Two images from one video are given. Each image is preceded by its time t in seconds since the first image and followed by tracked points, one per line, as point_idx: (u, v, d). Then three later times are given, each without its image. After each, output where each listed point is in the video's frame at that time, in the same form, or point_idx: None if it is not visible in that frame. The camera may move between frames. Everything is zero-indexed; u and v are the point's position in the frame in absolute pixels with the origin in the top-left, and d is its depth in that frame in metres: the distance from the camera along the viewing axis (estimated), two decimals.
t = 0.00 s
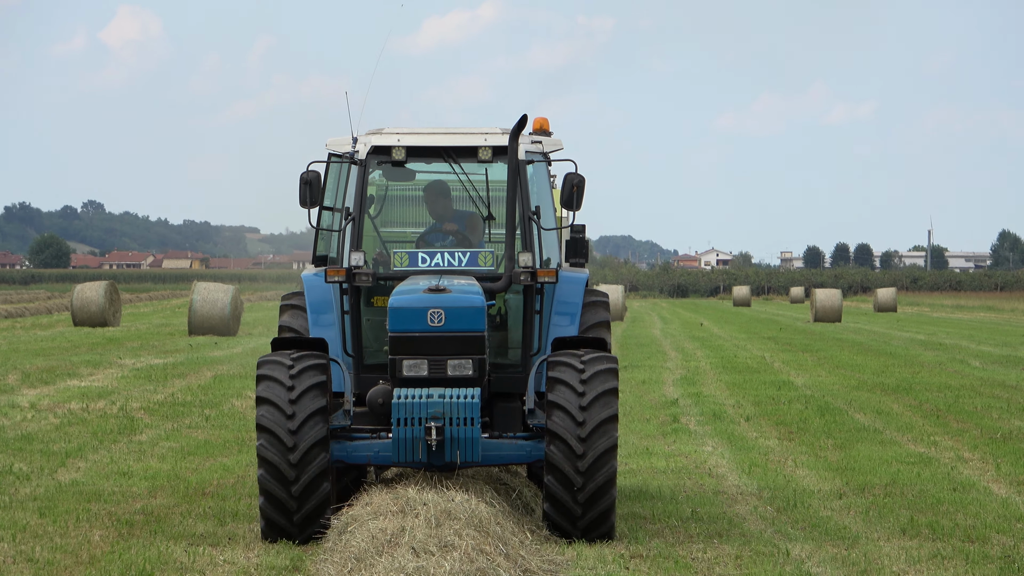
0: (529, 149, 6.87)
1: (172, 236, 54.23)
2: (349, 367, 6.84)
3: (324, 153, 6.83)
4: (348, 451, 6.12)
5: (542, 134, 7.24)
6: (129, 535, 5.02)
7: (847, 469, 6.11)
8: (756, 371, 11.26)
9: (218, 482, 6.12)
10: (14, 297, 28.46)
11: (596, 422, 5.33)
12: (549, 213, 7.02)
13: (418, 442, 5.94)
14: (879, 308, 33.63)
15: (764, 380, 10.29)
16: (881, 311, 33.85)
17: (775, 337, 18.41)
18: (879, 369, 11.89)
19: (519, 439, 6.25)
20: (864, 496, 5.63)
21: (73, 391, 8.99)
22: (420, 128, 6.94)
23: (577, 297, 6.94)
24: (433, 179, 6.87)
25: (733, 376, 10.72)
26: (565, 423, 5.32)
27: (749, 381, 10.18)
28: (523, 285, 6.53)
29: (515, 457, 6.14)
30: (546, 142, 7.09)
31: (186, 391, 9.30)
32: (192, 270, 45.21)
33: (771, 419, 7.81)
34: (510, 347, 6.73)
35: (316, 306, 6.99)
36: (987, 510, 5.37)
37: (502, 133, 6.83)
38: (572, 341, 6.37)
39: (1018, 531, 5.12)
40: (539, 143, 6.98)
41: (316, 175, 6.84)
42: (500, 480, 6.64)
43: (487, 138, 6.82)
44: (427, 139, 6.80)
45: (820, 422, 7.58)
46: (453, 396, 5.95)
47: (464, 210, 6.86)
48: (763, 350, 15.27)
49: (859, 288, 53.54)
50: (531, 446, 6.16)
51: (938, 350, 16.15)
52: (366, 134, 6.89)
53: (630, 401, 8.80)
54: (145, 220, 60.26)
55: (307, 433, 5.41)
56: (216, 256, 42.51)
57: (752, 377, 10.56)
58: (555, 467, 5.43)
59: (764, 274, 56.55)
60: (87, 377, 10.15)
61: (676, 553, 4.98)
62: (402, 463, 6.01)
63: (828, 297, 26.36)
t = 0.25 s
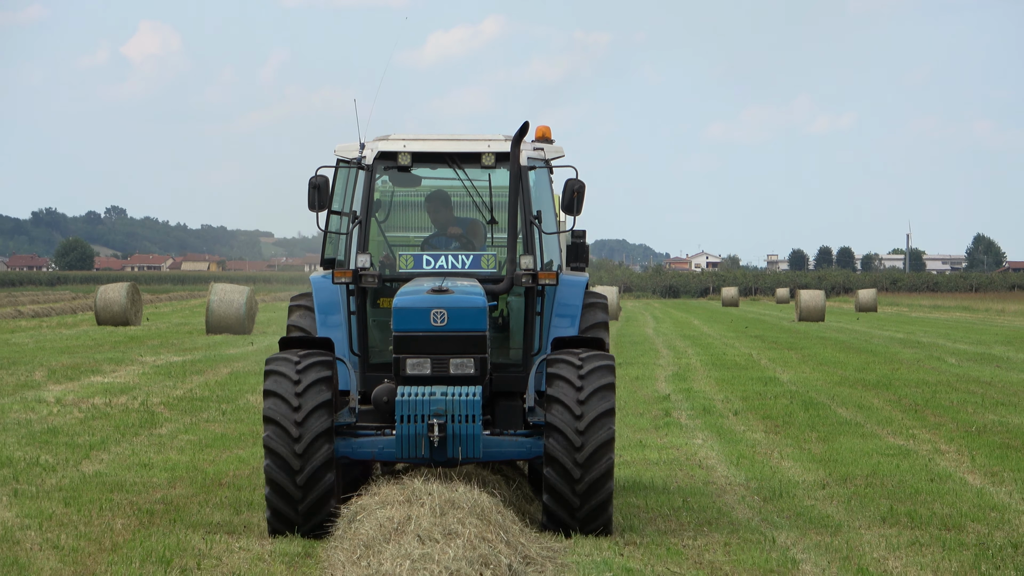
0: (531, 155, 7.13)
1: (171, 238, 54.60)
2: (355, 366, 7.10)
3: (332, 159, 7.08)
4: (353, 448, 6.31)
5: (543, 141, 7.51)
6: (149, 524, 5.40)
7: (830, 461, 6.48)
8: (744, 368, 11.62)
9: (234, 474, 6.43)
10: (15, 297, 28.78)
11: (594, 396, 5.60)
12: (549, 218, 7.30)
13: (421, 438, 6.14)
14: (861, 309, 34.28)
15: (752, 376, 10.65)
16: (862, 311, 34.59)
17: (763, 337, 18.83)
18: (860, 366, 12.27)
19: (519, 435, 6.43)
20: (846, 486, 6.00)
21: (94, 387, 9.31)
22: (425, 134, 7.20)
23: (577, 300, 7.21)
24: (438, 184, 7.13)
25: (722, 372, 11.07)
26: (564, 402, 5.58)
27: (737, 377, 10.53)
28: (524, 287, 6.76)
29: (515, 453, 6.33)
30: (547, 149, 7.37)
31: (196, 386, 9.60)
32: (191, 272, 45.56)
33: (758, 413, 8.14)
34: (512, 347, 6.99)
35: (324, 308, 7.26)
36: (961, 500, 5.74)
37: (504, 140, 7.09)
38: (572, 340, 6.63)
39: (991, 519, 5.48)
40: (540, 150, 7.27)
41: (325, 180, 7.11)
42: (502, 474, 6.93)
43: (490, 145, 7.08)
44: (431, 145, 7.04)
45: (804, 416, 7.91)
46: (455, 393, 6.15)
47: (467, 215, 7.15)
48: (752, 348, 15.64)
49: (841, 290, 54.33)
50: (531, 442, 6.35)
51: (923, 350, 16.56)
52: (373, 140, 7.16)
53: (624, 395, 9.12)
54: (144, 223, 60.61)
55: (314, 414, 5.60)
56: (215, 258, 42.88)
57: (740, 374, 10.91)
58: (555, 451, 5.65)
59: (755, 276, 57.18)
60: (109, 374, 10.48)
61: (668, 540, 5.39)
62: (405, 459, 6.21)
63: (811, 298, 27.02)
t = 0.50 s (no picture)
0: (530, 160, 7.38)
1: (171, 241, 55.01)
2: (358, 366, 7.32)
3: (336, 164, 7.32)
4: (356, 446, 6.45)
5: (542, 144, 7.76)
6: (165, 514, 5.72)
7: (816, 454, 6.79)
8: (735, 365, 11.94)
9: (247, 466, 6.72)
10: (20, 300, 29.17)
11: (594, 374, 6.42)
12: (548, 221, 7.54)
13: (422, 437, 6.29)
14: (845, 309, 34.82)
15: (742, 373, 10.97)
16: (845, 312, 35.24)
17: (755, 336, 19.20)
18: (844, 362, 12.62)
19: (519, 435, 6.57)
20: (831, 477, 6.31)
21: (114, 382, 9.63)
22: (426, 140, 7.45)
23: (574, 300, 7.45)
24: (440, 188, 7.35)
25: (713, 369, 11.40)
26: (564, 383, 5.82)
27: (728, 374, 10.85)
28: (523, 289, 6.98)
29: (515, 452, 6.48)
30: (545, 153, 7.60)
31: (205, 382, 9.89)
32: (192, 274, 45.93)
33: (747, 407, 8.45)
34: (511, 347, 7.23)
35: (328, 308, 7.48)
36: (941, 491, 6.04)
37: (503, 145, 7.35)
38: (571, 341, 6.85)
39: (969, 510, 5.78)
40: (538, 154, 7.51)
41: (328, 184, 7.34)
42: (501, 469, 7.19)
43: (489, 150, 7.34)
44: (432, 150, 7.28)
45: (791, 411, 8.22)
46: (456, 393, 6.30)
47: (468, 218, 7.38)
48: (743, 347, 15.97)
49: (827, 291, 54.98)
50: (530, 441, 6.51)
51: (913, 349, 16.90)
52: (375, 145, 7.40)
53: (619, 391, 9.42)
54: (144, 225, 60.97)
55: (318, 392, 5.86)
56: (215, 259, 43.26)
57: (731, 370, 11.24)
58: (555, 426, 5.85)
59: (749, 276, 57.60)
60: (128, 371, 10.82)
61: (661, 529, 5.70)
62: (407, 457, 6.36)
63: (797, 299, 27.66)
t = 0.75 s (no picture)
0: (529, 164, 7.60)
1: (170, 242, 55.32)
2: (362, 365, 7.56)
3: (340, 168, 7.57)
4: (360, 442, 6.65)
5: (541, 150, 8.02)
6: (180, 505, 6.02)
7: (803, 447, 7.09)
8: (726, 362, 12.25)
9: (257, 460, 7.01)
10: (22, 302, 29.46)
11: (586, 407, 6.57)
12: (547, 224, 7.77)
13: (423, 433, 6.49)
14: (830, 306, 35.39)
15: (733, 369, 11.27)
16: (832, 312, 35.79)
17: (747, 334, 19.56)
18: (832, 360, 12.94)
19: (518, 432, 6.75)
20: (818, 470, 6.59)
21: (132, 379, 9.95)
22: (428, 145, 7.69)
23: (572, 301, 7.69)
24: (442, 192, 7.57)
25: (705, 366, 11.70)
26: (563, 365, 6.08)
27: (720, 370, 11.16)
28: (523, 289, 7.21)
29: (514, 448, 6.65)
30: (545, 158, 7.81)
31: (214, 379, 10.18)
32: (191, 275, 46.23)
33: (737, 402, 8.74)
34: (510, 347, 7.45)
35: (332, 309, 7.71)
36: (923, 483, 6.33)
37: (503, 149, 7.58)
38: (569, 340, 7.09)
39: (949, 501, 6.07)
40: (537, 158, 7.72)
41: (333, 188, 7.58)
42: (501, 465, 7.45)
43: (489, 154, 7.58)
44: (434, 154, 7.53)
45: (780, 406, 8.51)
46: (457, 390, 6.51)
47: (469, 221, 7.60)
48: (735, 344, 16.28)
49: (822, 291, 55.44)
50: (529, 437, 6.69)
51: (903, 348, 17.22)
52: (379, 150, 7.64)
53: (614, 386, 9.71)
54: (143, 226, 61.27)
55: (322, 375, 6.14)
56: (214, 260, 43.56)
57: (723, 366, 11.56)
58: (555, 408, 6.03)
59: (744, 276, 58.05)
60: (136, 368, 11.11)
61: (655, 519, 5.99)
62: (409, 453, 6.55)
63: (786, 299, 28.12)
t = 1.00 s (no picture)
0: (527, 166, 7.83)
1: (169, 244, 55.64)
2: (365, 364, 7.77)
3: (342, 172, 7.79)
4: (362, 439, 6.69)
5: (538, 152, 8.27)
6: (195, 496, 6.31)
7: (791, 441, 7.39)
8: (718, 360, 12.56)
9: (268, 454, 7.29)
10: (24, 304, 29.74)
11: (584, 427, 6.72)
12: (545, 224, 8.00)
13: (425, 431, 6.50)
14: (816, 306, 36.24)
15: (725, 366, 11.59)
16: (821, 312, 36.30)
17: (739, 334, 19.92)
18: (820, 358, 13.27)
19: (519, 430, 6.77)
20: (805, 463, 6.87)
21: (148, 375, 10.28)
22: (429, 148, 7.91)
23: (570, 300, 7.85)
24: (442, 194, 7.81)
25: (697, 363, 12.02)
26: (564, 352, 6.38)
27: (713, 367, 11.48)
28: (522, 289, 7.40)
29: (515, 446, 6.67)
30: (542, 159, 7.97)
31: (222, 377, 10.47)
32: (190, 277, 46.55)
33: (728, 398, 9.04)
34: (510, 346, 7.63)
35: (334, 310, 7.91)
36: (906, 475, 6.61)
37: (502, 151, 7.81)
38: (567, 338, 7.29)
39: (931, 492, 6.35)
40: (535, 160, 7.89)
41: (335, 191, 7.81)
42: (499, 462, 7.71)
43: (488, 156, 7.78)
44: (434, 157, 7.76)
45: (768, 402, 8.82)
46: (458, 388, 6.52)
47: (468, 222, 7.84)
48: (726, 343, 16.62)
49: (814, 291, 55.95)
50: (530, 435, 6.70)
51: (893, 348, 17.57)
52: (380, 153, 7.87)
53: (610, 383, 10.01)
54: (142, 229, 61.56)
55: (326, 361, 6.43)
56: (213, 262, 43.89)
57: (714, 364, 11.87)
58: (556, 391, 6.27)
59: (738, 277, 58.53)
60: (145, 366, 11.40)
61: (649, 510, 6.26)
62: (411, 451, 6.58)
63: (776, 299, 28.53)
